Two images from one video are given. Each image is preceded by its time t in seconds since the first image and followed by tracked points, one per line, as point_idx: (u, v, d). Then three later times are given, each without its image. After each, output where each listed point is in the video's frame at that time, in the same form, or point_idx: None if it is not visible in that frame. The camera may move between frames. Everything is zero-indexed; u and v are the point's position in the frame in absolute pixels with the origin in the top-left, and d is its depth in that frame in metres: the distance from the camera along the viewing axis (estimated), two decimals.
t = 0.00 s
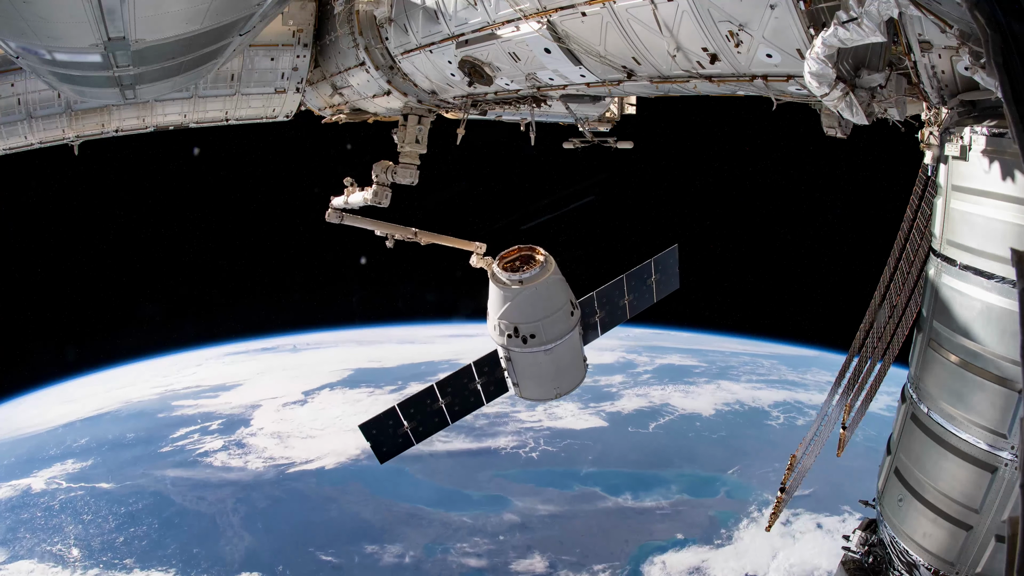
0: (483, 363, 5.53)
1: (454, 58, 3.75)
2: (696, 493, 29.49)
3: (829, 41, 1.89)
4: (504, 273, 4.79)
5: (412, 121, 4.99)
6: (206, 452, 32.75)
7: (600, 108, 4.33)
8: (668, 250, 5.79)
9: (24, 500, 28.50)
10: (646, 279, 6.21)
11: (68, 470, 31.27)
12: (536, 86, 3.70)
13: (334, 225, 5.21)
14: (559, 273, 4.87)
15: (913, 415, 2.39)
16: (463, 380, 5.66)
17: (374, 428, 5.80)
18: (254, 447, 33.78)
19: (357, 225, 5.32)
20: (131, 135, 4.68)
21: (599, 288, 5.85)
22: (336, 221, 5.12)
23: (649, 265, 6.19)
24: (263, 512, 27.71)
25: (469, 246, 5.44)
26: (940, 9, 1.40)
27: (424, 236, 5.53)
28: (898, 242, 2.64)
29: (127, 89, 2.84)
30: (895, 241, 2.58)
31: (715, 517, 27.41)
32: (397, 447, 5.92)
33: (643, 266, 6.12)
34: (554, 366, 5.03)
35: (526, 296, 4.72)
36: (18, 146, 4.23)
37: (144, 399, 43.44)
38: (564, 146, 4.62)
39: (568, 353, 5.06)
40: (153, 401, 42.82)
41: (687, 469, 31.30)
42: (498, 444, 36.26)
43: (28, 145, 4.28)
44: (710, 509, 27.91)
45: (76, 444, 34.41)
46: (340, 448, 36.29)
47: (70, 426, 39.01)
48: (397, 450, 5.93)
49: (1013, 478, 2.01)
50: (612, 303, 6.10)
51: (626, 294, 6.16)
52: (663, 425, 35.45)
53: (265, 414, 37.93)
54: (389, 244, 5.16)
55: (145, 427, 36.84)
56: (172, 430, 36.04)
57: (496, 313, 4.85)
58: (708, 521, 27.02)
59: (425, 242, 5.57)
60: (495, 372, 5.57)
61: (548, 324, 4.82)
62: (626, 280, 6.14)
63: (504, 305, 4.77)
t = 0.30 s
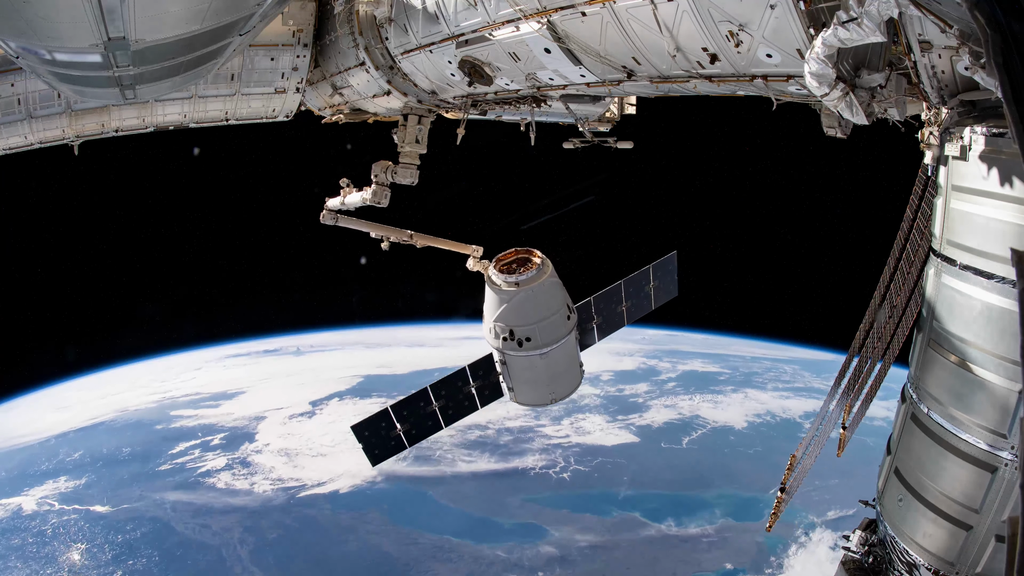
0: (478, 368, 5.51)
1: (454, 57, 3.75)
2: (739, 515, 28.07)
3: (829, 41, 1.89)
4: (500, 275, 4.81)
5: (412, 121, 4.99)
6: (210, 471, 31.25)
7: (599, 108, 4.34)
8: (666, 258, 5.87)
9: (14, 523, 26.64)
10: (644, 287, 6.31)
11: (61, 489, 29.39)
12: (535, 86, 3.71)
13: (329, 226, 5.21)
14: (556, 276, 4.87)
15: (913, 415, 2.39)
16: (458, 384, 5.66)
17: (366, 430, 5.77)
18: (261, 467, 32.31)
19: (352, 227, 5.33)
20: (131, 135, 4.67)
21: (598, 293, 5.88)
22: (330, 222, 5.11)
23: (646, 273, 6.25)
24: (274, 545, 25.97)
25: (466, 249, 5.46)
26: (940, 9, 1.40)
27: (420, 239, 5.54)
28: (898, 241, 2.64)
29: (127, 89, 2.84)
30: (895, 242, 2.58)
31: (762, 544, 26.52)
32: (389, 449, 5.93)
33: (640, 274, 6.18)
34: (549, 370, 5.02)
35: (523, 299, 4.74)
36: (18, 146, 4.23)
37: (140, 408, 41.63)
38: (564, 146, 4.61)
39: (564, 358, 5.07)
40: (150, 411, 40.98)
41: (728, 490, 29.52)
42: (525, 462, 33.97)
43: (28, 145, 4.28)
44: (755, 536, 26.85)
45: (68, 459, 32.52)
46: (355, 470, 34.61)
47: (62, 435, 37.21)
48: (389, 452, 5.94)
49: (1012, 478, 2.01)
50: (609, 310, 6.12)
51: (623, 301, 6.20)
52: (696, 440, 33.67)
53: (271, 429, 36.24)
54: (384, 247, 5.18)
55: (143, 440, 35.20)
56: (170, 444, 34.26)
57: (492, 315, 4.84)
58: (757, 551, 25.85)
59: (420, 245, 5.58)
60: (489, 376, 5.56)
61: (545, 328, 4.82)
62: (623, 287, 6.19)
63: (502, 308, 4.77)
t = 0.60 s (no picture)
0: (472, 371, 5.52)
1: (454, 57, 3.75)
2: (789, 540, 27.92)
3: (829, 41, 1.89)
4: (496, 277, 4.82)
5: (412, 121, 4.99)
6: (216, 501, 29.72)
7: (599, 108, 4.33)
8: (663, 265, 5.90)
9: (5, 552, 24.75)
10: (642, 291, 6.32)
11: (54, 512, 27.46)
12: (535, 86, 3.71)
13: (323, 228, 5.23)
14: (552, 279, 4.88)
15: (913, 415, 2.39)
16: (452, 387, 5.67)
17: (358, 431, 5.75)
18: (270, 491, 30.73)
19: (347, 229, 5.33)
20: (131, 135, 4.67)
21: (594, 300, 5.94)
22: (325, 224, 5.12)
23: (644, 279, 6.27)
24: None
25: (463, 252, 5.47)
26: (941, 8, 1.40)
27: (415, 242, 5.55)
28: (898, 241, 2.64)
29: (127, 89, 2.84)
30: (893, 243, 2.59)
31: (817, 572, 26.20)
32: (381, 452, 5.90)
33: (638, 280, 6.21)
34: (544, 374, 5.02)
35: (518, 301, 4.74)
36: (18, 146, 4.22)
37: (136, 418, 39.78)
38: (564, 146, 4.61)
39: (559, 362, 5.07)
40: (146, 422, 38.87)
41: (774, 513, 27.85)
42: (556, 483, 31.33)
43: (28, 145, 4.27)
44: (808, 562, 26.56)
45: (62, 478, 30.49)
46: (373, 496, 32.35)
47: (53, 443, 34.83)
48: (381, 455, 5.91)
49: (1012, 478, 2.01)
50: (607, 317, 6.18)
51: (621, 306, 6.25)
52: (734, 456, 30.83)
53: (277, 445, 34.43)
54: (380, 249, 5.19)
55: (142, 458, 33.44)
56: (169, 461, 32.44)
57: (487, 318, 4.84)
58: None
59: (416, 247, 5.59)
60: (483, 380, 5.56)
61: (540, 332, 4.82)
62: (621, 292, 6.23)
63: (498, 311, 4.77)
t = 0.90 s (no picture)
0: (467, 375, 5.63)
1: (454, 58, 3.75)
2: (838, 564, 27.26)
3: (828, 41, 1.90)
4: (493, 280, 4.83)
5: (412, 121, 4.99)
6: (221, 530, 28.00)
7: (600, 108, 4.31)
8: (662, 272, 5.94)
9: None
10: (641, 297, 6.35)
11: (46, 537, 26.70)
12: (535, 86, 3.71)
13: (317, 230, 5.29)
14: (549, 282, 4.88)
15: (914, 415, 2.39)
16: (446, 391, 5.73)
17: (350, 432, 5.71)
18: (280, 519, 28.96)
19: (340, 231, 5.38)
20: (131, 135, 4.66)
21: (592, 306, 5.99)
22: (319, 226, 5.16)
23: (643, 286, 6.31)
24: None
25: (459, 255, 5.49)
26: (940, 9, 1.40)
27: (410, 244, 5.57)
28: (897, 241, 2.64)
29: (127, 89, 2.84)
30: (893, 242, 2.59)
31: None
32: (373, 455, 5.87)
33: (637, 287, 6.24)
34: (539, 379, 5.02)
35: (514, 304, 4.74)
36: (18, 146, 4.22)
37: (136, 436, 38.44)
38: (564, 146, 4.61)
39: (555, 367, 5.07)
40: (145, 437, 37.54)
41: (823, 537, 28.16)
42: (594, 509, 29.26)
43: (29, 145, 4.27)
44: None
45: (55, 499, 29.53)
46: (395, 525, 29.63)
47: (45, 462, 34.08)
48: (373, 458, 5.89)
49: (1014, 477, 2.01)
50: (605, 324, 6.23)
51: (620, 313, 6.28)
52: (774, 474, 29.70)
53: (286, 465, 33.71)
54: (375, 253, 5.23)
55: (139, 479, 32.47)
56: (167, 484, 31.88)
57: (484, 320, 4.86)
58: None
59: (411, 250, 5.61)
60: (478, 385, 5.70)
61: (536, 336, 4.82)
62: (619, 298, 6.25)
63: (494, 314, 4.77)
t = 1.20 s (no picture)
0: (462, 380, 5.62)
1: (454, 58, 3.75)
2: None
3: (828, 41, 1.90)
4: (490, 282, 4.83)
5: (412, 121, 4.98)
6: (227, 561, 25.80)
7: (599, 108, 4.32)
8: (662, 277, 6.05)
9: None
10: (639, 301, 6.44)
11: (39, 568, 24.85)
12: (535, 86, 3.71)
13: (311, 231, 5.36)
14: (546, 284, 4.89)
15: (913, 415, 2.39)
16: (441, 394, 5.72)
17: (342, 434, 5.71)
18: (295, 555, 26.75)
19: (335, 233, 5.43)
20: (131, 135, 4.65)
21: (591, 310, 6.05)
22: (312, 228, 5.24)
23: (642, 292, 6.43)
24: None
25: (456, 259, 5.51)
26: (940, 8, 1.40)
27: (406, 247, 5.58)
28: (898, 242, 2.64)
29: (127, 89, 2.84)
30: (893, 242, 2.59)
31: None
32: (364, 457, 5.90)
33: (635, 293, 6.35)
34: (534, 382, 5.02)
35: (511, 306, 4.75)
36: (18, 145, 4.22)
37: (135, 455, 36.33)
38: (564, 146, 4.60)
39: (552, 371, 5.07)
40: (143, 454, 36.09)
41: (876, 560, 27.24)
42: (640, 541, 27.65)
43: (28, 145, 4.27)
44: None
45: (47, 525, 27.62)
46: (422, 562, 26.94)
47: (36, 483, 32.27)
48: (365, 460, 5.91)
49: (1013, 477, 2.01)
50: (603, 329, 6.27)
51: (618, 320, 6.35)
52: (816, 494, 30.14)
53: (297, 491, 31.92)
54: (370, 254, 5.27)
55: (138, 504, 30.62)
56: (167, 509, 30.11)
57: (479, 323, 4.86)
58: None
59: (407, 252, 5.61)
60: (473, 389, 5.69)
61: (533, 339, 4.82)
62: (617, 303, 6.30)
63: (492, 316, 4.77)
